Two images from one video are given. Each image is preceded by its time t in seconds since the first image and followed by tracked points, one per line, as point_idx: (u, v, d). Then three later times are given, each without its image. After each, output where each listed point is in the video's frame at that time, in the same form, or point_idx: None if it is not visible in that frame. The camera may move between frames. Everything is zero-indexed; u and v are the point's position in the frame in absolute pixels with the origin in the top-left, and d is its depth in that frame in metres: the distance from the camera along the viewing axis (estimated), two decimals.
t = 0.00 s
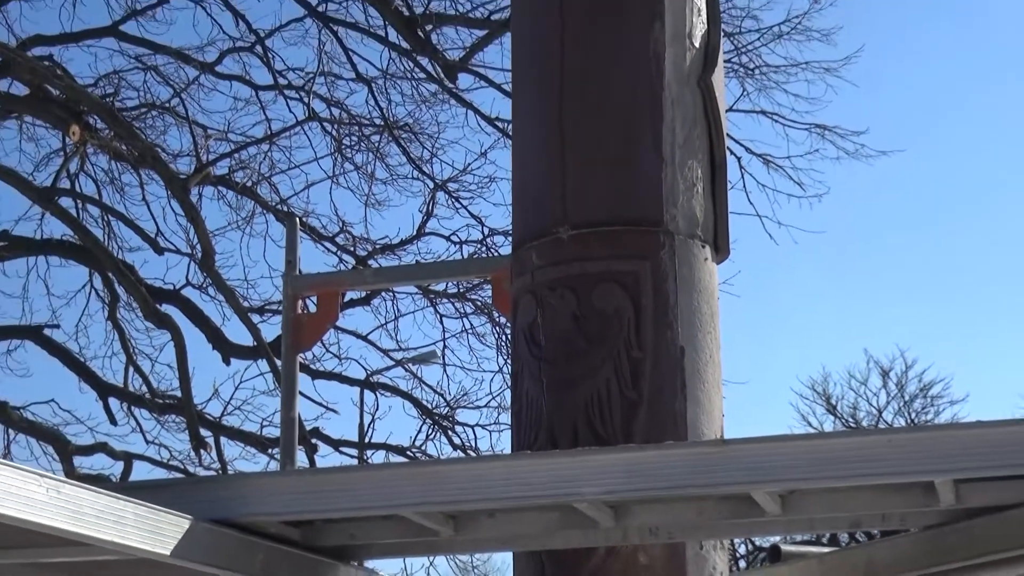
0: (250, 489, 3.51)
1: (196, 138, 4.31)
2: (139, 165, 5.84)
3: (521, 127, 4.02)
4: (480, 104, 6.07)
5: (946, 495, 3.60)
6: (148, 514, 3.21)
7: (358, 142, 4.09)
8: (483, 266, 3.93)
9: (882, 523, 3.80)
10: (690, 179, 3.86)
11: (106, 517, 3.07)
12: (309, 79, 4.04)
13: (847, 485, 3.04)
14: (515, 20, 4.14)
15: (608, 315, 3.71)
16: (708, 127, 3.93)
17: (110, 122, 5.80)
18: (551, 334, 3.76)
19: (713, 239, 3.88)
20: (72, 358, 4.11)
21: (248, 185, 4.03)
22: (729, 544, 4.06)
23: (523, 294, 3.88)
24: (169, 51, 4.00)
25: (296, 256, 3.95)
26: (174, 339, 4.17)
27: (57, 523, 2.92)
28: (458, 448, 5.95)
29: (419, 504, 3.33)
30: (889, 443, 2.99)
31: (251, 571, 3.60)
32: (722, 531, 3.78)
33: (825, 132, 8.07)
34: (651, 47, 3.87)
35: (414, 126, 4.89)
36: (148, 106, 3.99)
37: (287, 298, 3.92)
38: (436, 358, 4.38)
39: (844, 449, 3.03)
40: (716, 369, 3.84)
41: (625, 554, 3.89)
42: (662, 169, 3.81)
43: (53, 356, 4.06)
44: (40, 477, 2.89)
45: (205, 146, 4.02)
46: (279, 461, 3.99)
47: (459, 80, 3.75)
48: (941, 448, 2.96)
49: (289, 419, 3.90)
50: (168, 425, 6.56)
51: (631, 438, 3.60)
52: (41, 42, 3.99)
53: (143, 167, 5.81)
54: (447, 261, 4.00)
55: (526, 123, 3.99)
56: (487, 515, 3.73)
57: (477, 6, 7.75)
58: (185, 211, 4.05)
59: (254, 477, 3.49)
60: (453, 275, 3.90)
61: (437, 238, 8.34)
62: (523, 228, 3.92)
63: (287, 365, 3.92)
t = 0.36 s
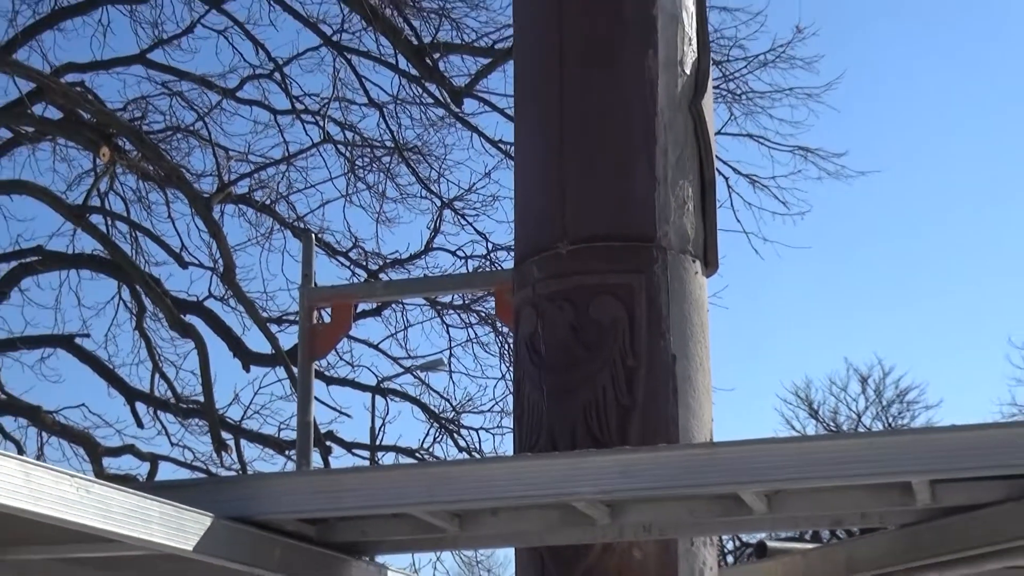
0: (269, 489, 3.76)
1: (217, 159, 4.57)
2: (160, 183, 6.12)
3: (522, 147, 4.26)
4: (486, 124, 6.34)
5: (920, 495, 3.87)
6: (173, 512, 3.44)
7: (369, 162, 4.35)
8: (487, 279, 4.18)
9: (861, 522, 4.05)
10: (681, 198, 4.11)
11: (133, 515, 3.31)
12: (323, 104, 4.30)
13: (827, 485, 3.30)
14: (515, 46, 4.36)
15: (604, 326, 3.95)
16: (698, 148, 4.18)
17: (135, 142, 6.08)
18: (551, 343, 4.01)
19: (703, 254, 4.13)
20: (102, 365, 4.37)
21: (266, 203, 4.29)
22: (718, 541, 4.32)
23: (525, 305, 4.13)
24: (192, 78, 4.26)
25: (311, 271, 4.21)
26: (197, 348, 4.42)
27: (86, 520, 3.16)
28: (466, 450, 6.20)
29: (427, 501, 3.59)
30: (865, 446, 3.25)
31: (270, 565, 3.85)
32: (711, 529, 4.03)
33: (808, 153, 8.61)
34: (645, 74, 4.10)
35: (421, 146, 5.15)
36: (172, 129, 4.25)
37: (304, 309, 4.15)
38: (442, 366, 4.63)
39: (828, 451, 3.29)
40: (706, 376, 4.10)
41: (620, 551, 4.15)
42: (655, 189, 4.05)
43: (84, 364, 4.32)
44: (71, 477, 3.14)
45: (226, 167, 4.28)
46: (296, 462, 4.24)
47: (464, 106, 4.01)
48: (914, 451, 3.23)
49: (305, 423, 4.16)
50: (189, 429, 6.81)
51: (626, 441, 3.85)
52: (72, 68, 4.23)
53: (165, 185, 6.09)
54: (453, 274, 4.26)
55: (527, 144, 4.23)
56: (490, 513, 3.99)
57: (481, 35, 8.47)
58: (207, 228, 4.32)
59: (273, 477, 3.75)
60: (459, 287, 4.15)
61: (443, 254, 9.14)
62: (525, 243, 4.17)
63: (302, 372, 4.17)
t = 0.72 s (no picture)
0: (287, 493, 4.03)
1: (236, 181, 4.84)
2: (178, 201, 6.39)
3: (524, 171, 4.52)
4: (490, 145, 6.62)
5: (895, 499, 4.15)
6: (194, 514, 3.70)
7: (380, 185, 4.62)
8: (491, 295, 4.45)
9: (841, 525, 4.34)
10: (673, 220, 4.38)
11: (157, 517, 3.57)
12: (337, 130, 4.57)
13: (808, 490, 3.57)
14: (518, 75, 4.62)
15: (601, 341, 4.21)
16: (689, 173, 4.45)
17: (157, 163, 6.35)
18: (551, 356, 4.27)
19: (693, 272, 4.40)
20: (128, 375, 4.65)
21: (284, 223, 4.57)
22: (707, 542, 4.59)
23: (526, 321, 4.39)
24: (215, 105, 4.53)
25: (327, 289, 4.48)
26: (218, 358, 4.70)
27: (113, 521, 3.43)
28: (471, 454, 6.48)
29: (435, 504, 3.85)
30: (842, 454, 3.52)
31: (288, 564, 4.11)
32: (702, 532, 4.29)
33: (794, 179, 9.33)
34: (639, 104, 4.36)
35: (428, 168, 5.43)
36: (196, 153, 4.52)
37: (318, 323, 4.42)
38: (448, 376, 4.90)
39: (810, 459, 3.56)
40: (695, 387, 4.36)
41: (615, 552, 4.41)
42: (649, 212, 4.32)
43: (112, 374, 4.59)
44: (98, 482, 3.41)
45: (246, 190, 4.55)
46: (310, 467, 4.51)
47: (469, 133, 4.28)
48: (888, 458, 3.50)
49: (319, 430, 4.43)
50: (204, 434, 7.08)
51: (621, 448, 4.10)
52: (102, 96, 4.50)
53: (183, 203, 6.37)
54: (459, 291, 4.52)
55: (528, 167, 4.48)
56: (494, 516, 4.26)
57: (486, 67, 9.15)
58: (228, 246, 4.59)
59: (291, 482, 4.02)
60: (464, 302, 4.41)
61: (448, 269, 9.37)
62: (526, 262, 4.43)
63: (318, 383, 4.43)
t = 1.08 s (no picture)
0: (306, 503, 4.31)
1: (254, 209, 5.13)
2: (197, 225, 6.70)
3: (526, 200, 4.79)
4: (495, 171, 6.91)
5: (874, 510, 4.48)
6: (217, 524, 3.99)
7: (390, 213, 4.91)
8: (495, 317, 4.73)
9: (825, 535, 4.68)
10: (666, 247, 4.66)
11: (183, 527, 3.85)
12: (351, 162, 4.86)
13: (790, 503, 3.86)
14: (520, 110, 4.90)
15: (599, 360, 4.48)
16: (681, 203, 4.74)
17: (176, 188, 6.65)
18: (551, 376, 4.53)
19: (684, 297, 4.69)
20: (153, 391, 4.95)
21: (301, 249, 4.85)
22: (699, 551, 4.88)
23: (528, 342, 4.66)
24: (236, 139, 4.82)
25: (342, 312, 4.77)
26: (239, 375, 5.00)
27: (142, 530, 3.72)
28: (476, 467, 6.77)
29: (444, 515, 4.14)
30: (823, 468, 3.80)
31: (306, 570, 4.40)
32: (694, 541, 4.57)
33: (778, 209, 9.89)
34: (635, 140, 4.63)
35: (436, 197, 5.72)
36: (218, 184, 4.81)
37: (333, 344, 4.70)
38: (454, 393, 5.19)
39: (794, 473, 3.84)
40: (687, 405, 4.64)
41: (612, 560, 4.70)
42: (644, 241, 4.60)
43: (139, 390, 4.89)
44: (129, 494, 3.70)
45: (266, 218, 4.84)
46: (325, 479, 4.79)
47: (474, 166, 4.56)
48: (864, 470, 3.80)
49: (334, 444, 4.72)
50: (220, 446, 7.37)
51: (618, 462, 4.37)
52: (131, 130, 4.79)
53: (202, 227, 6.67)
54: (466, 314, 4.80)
55: (530, 198, 4.76)
56: (499, 526, 4.55)
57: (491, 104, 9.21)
58: (248, 270, 4.88)
59: (309, 494, 4.30)
60: (470, 324, 4.69)
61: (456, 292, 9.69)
62: (528, 287, 4.71)
63: (332, 400, 4.71)
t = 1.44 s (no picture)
0: (324, 516, 4.62)
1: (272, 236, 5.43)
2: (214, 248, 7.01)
3: (530, 231, 5.08)
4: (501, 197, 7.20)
5: (855, 525, 4.82)
6: (239, 535, 4.30)
7: (401, 241, 5.21)
8: (500, 340, 5.03)
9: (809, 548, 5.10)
10: (661, 277, 4.95)
11: (209, 538, 4.16)
12: (364, 194, 5.16)
13: (776, 518, 4.16)
14: (524, 146, 5.19)
15: (598, 383, 4.77)
16: (674, 235, 5.04)
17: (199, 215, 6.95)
18: (553, 397, 4.82)
19: (677, 323, 4.99)
20: (177, 407, 5.25)
21: (317, 275, 5.16)
22: (689, 560, 5.24)
23: (531, 365, 4.95)
24: (257, 171, 5.12)
25: (356, 335, 5.07)
26: (257, 393, 5.30)
27: (170, 541, 4.03)
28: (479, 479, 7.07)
29: (454, 528, 4.44)
30: (808, 487, 4.11)
31: None
32: (686, 551, 4.92)
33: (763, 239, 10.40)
34: (632, 176, 4.93)
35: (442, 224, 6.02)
36: (239, 213, 5.12)
37: (347, 364, 5.00)
38: (460, 410, 5.48)
39: (780, 490, 4.15)
40: (680, 425, 4.94)
41: (609, 569, 5.06)
42: (639, 271, 4.89)
43: (163, 406, 5.19)
44: (158, 506, 4.01)
45: (284, 245, 5.14)
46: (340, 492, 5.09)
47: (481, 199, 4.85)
48: (846, 489, 4.11)
49: (348, 459, 5.02)
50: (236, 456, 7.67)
51: (615, 479, 4.65)
52: (158, 161, 5.09)
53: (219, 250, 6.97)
54: (472, 337, 5.10)
55: (533, 230, 5.06)
56: (503, 539, 4.87)
57: (497, 140, 9.24)
58: (267, 295, 5.18)
59: (327, 507, 4.61)
60: (476, 346, 4.99)
61: (461, 316, 9.61)
62: (531, 314, 5.00)
63: (346, 418, 5.01)
